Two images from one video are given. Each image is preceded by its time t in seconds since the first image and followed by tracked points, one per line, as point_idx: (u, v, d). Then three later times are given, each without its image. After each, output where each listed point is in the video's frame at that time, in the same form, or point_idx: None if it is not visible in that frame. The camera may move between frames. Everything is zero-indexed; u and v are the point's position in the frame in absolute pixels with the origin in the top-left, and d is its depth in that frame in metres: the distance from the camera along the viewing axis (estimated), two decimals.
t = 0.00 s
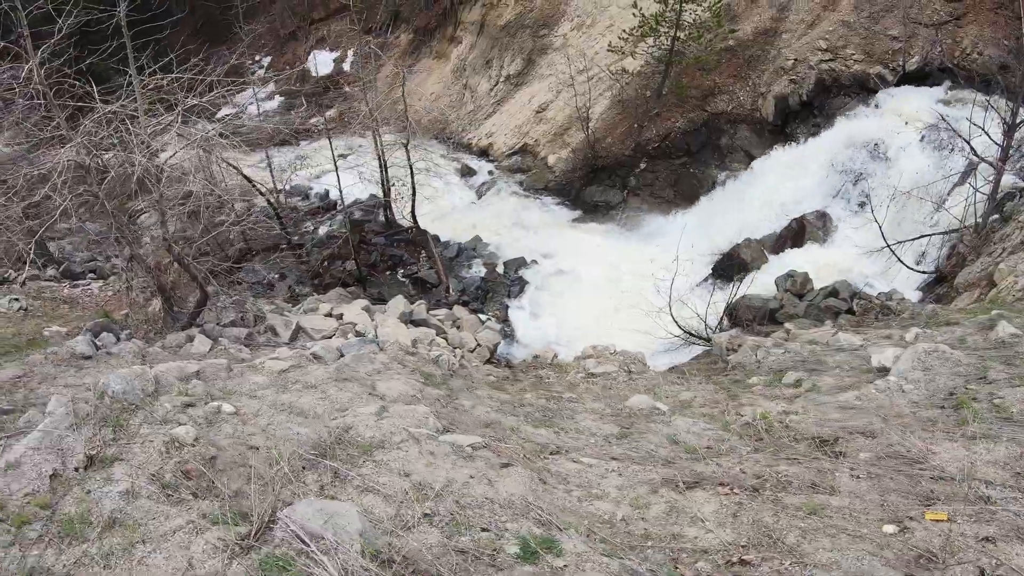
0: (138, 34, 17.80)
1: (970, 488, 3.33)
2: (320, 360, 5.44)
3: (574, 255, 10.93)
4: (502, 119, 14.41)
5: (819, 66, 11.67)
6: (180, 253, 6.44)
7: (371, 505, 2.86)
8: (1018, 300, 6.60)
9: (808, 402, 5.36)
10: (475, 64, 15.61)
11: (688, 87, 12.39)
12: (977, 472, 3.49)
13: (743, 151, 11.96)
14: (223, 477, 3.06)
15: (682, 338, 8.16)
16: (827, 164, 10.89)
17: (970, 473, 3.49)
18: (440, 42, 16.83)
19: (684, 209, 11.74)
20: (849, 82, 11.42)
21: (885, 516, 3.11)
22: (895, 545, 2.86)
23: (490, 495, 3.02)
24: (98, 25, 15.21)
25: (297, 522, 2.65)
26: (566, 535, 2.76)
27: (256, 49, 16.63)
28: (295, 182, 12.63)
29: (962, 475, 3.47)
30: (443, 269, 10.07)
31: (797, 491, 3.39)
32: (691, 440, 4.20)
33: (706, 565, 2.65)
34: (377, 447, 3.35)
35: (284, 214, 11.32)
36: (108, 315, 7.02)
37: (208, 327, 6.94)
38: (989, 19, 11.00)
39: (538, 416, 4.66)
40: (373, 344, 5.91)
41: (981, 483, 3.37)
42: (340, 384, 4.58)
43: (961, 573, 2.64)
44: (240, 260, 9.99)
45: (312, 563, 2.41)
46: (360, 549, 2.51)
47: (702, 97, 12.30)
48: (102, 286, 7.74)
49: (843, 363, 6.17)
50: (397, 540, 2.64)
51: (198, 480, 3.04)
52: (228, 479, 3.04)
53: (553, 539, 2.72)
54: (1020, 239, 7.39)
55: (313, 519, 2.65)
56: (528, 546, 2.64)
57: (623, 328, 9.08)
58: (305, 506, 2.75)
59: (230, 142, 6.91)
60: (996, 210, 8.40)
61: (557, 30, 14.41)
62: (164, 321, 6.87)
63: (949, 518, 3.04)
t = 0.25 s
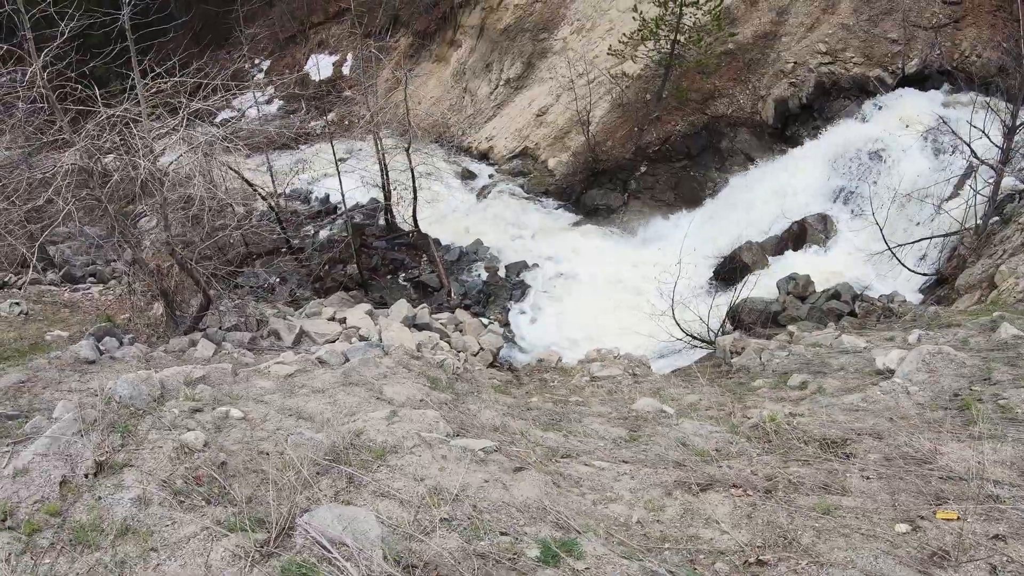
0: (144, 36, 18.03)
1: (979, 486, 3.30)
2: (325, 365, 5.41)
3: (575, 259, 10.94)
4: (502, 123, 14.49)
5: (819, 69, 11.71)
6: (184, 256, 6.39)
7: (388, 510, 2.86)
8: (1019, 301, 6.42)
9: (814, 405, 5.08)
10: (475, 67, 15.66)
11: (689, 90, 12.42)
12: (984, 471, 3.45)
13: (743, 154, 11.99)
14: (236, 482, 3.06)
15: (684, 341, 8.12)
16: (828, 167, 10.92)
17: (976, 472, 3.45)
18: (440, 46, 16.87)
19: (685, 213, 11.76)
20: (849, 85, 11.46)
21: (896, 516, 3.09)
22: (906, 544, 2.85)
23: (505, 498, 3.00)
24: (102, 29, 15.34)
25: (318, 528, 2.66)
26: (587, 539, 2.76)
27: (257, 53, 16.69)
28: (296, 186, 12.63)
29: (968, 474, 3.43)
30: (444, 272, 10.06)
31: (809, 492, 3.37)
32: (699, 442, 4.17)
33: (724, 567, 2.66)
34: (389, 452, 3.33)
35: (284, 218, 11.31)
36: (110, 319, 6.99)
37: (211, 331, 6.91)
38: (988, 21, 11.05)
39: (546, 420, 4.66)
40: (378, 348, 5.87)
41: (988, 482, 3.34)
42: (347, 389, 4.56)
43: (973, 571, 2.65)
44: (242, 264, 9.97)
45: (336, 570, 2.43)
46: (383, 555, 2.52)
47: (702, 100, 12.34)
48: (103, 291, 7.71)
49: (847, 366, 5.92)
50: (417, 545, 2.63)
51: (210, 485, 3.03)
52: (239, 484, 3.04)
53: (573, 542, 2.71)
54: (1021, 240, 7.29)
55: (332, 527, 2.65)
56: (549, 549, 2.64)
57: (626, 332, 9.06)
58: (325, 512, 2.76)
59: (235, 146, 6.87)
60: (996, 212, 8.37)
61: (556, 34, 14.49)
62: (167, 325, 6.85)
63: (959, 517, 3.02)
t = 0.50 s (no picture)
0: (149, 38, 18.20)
1: (986, 485, 3.27)
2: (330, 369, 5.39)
3: (576, 263, 10.94)
4: (501, 127, 14.54)
5: (818, 72, 11.76)
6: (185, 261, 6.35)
7: (403, 514, 2.85)
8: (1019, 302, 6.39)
9: (819, 407, 4.97)
10: (474, 71, 15.70)
11: (688, 94, 12.45)
12: (989, 470, 3.42)
13: (743, 158, 11.97)
14: (247, 488, 3.07)
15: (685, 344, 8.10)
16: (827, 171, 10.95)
17: (981, 471, 3.42)
18: (439, 50, 16.90)
19: (685, 216, 11.78)
20: (847, 88, 11.51)
21: (906, 514, 3.07)
22: (917, 542, 2.84)
23: (519, 501, 3.01)
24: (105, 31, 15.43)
25: (336, 533, 2.63)
26: (606, 541, 2.77)
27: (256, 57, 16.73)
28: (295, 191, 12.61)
29: (974, 474, 3.40)
30: (445, 276, 10.06)
31: (819, 492, 3.35)
32: (706, 445, 4.16)
33: (740, 566, 2.66)
34: (400, 456, 3.34)
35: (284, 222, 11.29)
36: (110, 323, 6.96)
37: (212, 336, 6.87)
38: (986, 24, 11.23)
39: (553, 424, 4.67)
40: (382, 353, 5.85)
41: (994, 481, 3.31)
42: (353, 394, 4.54)
43: (982, 568, 2.65)
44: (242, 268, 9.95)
45: None
46: (404, 559, 2.51)
47: (702, 104, 12.37)
48: (102, 295, 7.67)
49: (850, 368, 5.82)
50: (435, 549, 2.63)
51: (220, 491, 3.03)
52: (250, 490, 3.05)
53: (592, 543, 2.71)
54: (1020, 242, 7.29)
55: (349, 531, 2.64)
56: (568, 551, 2.63)
57: (627, 336, 9.06)
58: (342, 516, 2.74)
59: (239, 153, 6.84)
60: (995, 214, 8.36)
61: (555, 37, 14.56)
62: (168, 330, 6.82)
63: (967, 515, 3.01)
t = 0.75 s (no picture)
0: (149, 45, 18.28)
1: (993, 482, 3.26)
2: (333, 375, 5.37)
3: (576, 268, 10.95)
4: (499, 132, 14.58)
5: (815, 76, 11.83)
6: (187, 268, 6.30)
7: (414, 518, 2.91)
8: (1018, 302, 6.39)
9: (823, 407, 4.89)
10: (472, 77, 15.76)
11: (685, 99, 12.50)
12: (997, 467, 3.40)
13: (741, 162, 12.00)
14: (257, 495, 3.08)
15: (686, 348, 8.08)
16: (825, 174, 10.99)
17: (989, 468, 3.41)
18: (437, 56, 16.96)
19: (684, 220, 11.80)
20: (844, 91, 11.58)
21: (916, 511, 3.06)
22: (928, 538, 2.83)
23: (532, 504, 3.05)
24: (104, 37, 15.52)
25: (353, 539, 2.69)
26: (622, 541, 2.82)
27: (254, 64, 16.76)
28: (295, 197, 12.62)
29: (981, 471, 3.39)
30: (445, 282, 10.04)
31: (828, 491, 3.34)
32: (713, 446, 4.14)
33: (755, 566, 2.71)
34: (412, 461, 3.36)
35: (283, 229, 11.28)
36: (112, 330, 6.93)
37: (214, 343, 6.84)
38: (981, 27, 11.33)
39: (560, 428, 4.66)
40: (385, 359, 5.81)
41: (1002, 478, 3.29)
42: (359, 400, 4.53)
43: (993, 561, 2.65)
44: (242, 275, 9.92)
45: None
46: (422, 564, 2.57)
47: (699, 108, 12.42)
48: (102, 302, 7.63)
49: (854, 369, 5.77)
50: (452, 553, 2.68)
51: (230, 498, 3.05)
52: (261, 496, 3.07)
53: (608, 545, 2.77)
54: (1018, 243, 7.30)
55: (367, 538, 2.69)
56: (585, 552, 2.70)
57: (628, 340, 9.04)
58: (358, 522, 2.80)
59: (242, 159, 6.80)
60: (993, 215, 8.37)
61: (553, 43, 14.65)
62: (169, 337, 6.79)
63: (976, 511, 2.99)
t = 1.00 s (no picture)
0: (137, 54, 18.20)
1: (1001, 463, 3.26)
2: (333, 380, 5.31)
3: (572, 265, 10.93)
4: (489, 132, 14.55)
5: (803, 68, 11.87)
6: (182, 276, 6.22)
7: (428, 519, 2.91)
8: (1013, 286, 6.42)
9: (825, 396, 4.88)
10: (460, 78, 15.74)
11: (675, 93, 12.51)
12: (1003, 448, 3.40)
13: (732, 155, 12.02)
14: (266, 502, 3.04)
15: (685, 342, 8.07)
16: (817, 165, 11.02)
17: (996, 449, 3.40)
18: (425, 57, 16.91)
19: (677, 215, 11.81)
20: (833, 82, 11.63)
21: (926, 493, 3.07)
22: (940, 519, 2.84)
23: (544, 501, 3.07)
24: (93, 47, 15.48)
25: (369, 542, 2.67)
26: (639, 534, 2.85)
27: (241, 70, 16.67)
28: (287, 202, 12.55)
29: (988, 453, 3.38)
30: (440, 283, 10.00)
31: (837, 478, 3.34)
32: (718, 438, 4.12)
33: (772, 554, 2.73)
34: (421, 463, 3.37)
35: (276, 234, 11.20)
36: (107, 341, 6.85)
37: (211, 351, 6.77)
38: (967, 14, 11.40)
39: (565, 425, 4.65)
40: (384, 361, 5.75)
41: (1009, 459, 3.29)
42: (361, 403, 4.48)
43: (1006, 539, 2.65)
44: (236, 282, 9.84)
45: None
46: (441, 565, 2.56)
47: (689, 102, 12.42)
48: (96, 313, 7.55)
49: (853, 357, 5.77)
50: (468, 552, 2.68)
51: (237, 505, 3.00)
52: (270, 502, 3.04)
53: (626, 538, 2.79)
54: (1012, 227, 7.30)
55: (381, 539, 2.68)
56: (603, 546, 2.71)
57: (626, 337, 9.03)
58: (372, 525, 2.77)
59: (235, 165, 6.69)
60: (985, 200, 8.39)
61: (540, 41, 14.64)
62: (166, 346, 6.71)
63: (985, 492, 3.00)
